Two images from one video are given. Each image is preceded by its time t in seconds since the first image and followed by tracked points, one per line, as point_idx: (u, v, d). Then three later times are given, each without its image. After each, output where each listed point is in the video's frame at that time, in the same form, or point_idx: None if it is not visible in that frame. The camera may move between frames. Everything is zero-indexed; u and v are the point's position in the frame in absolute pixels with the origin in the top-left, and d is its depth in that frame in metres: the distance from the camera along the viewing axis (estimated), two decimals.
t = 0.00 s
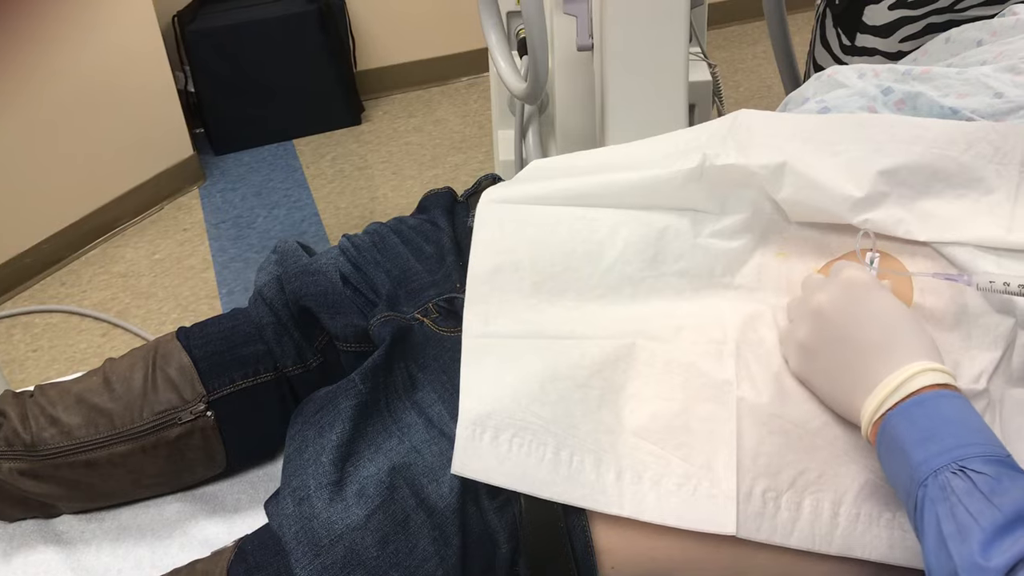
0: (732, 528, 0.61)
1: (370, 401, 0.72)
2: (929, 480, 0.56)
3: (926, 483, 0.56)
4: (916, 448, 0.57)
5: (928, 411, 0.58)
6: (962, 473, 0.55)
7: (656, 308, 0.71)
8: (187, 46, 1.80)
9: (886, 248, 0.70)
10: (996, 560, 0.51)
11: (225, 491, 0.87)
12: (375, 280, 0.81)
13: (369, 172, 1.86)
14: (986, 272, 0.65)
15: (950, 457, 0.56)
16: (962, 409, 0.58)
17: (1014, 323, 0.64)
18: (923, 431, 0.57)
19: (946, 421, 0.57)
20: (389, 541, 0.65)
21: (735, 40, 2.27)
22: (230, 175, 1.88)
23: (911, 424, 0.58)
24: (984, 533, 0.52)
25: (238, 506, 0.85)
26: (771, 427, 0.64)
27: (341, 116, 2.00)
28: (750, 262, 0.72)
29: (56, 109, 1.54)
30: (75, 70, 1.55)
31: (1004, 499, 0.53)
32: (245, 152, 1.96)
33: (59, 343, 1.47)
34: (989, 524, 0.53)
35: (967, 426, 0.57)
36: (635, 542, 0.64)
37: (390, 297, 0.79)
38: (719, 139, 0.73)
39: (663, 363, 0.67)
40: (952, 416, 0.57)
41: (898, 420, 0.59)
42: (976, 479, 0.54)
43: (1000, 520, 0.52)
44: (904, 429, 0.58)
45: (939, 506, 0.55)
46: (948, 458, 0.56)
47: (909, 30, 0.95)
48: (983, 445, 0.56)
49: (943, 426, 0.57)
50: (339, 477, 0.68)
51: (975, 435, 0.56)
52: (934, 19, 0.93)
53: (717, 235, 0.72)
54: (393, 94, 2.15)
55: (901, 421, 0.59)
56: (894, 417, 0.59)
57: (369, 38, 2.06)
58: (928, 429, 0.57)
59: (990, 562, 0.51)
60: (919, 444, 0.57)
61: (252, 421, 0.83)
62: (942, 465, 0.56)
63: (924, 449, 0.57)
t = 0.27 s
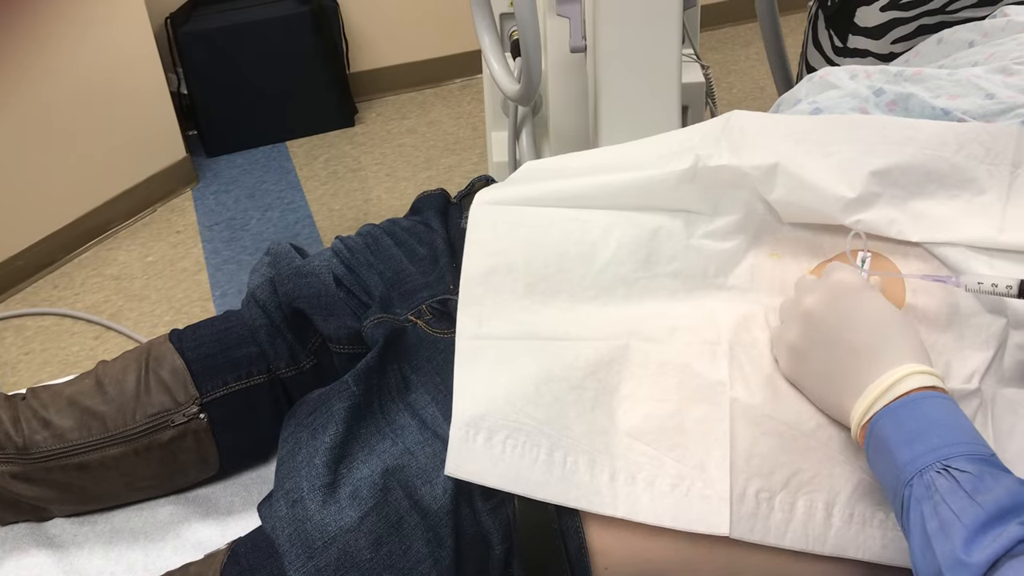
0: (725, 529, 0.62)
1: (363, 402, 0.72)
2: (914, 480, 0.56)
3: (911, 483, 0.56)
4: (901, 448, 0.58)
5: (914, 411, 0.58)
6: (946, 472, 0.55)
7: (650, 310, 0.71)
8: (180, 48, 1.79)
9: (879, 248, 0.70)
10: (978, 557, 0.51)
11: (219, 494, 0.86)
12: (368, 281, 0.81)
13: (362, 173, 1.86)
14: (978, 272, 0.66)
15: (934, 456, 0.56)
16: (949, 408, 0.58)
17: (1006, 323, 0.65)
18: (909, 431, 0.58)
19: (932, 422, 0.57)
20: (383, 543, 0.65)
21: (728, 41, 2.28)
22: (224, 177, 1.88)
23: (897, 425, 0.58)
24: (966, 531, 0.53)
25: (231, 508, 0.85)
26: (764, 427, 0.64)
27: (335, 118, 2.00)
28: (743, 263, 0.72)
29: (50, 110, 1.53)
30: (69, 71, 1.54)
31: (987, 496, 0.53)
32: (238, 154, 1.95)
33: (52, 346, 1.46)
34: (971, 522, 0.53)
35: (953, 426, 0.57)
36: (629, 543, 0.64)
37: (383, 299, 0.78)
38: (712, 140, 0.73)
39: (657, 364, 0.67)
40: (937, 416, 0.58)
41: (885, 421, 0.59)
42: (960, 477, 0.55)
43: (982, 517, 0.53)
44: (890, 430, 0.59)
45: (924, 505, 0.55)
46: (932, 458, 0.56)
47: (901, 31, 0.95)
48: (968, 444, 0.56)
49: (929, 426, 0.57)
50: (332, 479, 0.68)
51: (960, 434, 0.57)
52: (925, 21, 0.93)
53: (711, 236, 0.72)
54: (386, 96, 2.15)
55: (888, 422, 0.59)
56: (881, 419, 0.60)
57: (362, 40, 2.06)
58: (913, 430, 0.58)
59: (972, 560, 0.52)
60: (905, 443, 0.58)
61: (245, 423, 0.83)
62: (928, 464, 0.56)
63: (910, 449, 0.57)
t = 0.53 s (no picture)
0: (718, 528, 0.62)
1: (356, 404, 0.71)
2: (903, 481, 0.57)
3: (901, 483, 0.57)
4: (891, 449, 0.58)
5: (904, 412, 0.59)
6: (934, 472, 0.55)
7: (643, 310, 0.71)
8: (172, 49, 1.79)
9: (870, 248, 0.70)
10: (966, 556, 0.52)
11: (211, 496, 0.86)
12: (360, 282, 0.80)
13: (355, 174, 1.86)
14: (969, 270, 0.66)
15: (923, 456, 0.56)
16: (938, 408, 0.58)
17: (997, 322, 0.65)
18: (898, 431, 0.58)
19: (922, 423, 0.58)
20: (376, 544, 0.65)
21: (720, 42, 2.28)
22: (216, 178, 1.87)
23: (887, 426, 0.59)
24: (954, 531, 0.53)
25: (224, 510, 0.85)
26: (757, 426, 0.64)
27: (328, 119, 2.00)
28: (735, 263, 0.72)
29: (46, 112, 1.53)
30: (66, 73, 1.54)
31: (975, 496, 0.53)
32: (231, 155, 1.95)
33: (44, 348, 1.45)
34: (959, 521, 0.53)
35: (942, 425, 0.57)
36: (623, 544, 0.64)
37: (375, 299, 0.78)
38: (704, 140, 0.73)
39: (649, 364, 0.67)
40: (926, 416, 0.58)
41: (875, 422, 0.59)
42: (948, 477, 0.55)
43: (970, 517, 0.53)
44: (879, 430, 0.59)
45: (913, 506, 0.55)
46: (921, 457, 0.56)
47: (893, 31, 0.95)
48: (957, 444, 0.56)
49: (918, 426, 0.57)
50: (325, 480, 0.68)
51: (949, 433, 0.57)
52: (916, 21, 0.93)
53: (703, 236, 0.72)
54: (379, 96, 2.15)
55: (877, 423, 0.59)
56: (871, 419, 0.60)
57: (355, 40, 2.05)
58: (902, 430, 0.58)
59: (959, 559, 0.52)
60: (895, 444, 0.58)
61: (237, 424, 0.83)
62: (918, 464, 0.56)
63: (899, 450, 0.57)
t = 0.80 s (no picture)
0: (714, 527, 0.62)
1: (351, 404, 0.71)
2: (897, 480, 0.57)
3: (895, 482, 0.57)
4: (885, 448, 0.58)
5: (898, 412, 0.59)
6: (928, 471, 0.56)
7: (639, 308, 0.71)
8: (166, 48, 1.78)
9: (865, 247, 0.70)
10: (957, 555, 0.52)
11: (206, 496, 0.86)
12: (355, 282, 0.80)
13: (350, 174, 1.85)
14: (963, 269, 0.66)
15: (916, 455, 0.56)
16: (932, 408, 0.58)
17: (992, 320, 0.65)
18: (892, 431, 0.58)
19: (916, 422, 0.58)
20: (371, 544, 0.65)
21: (715, 40, 2.28)
22: (211, 178, 1.87)
23: (881, 426, 0.59)
24: (946, 529, 0.53)
25: (219, 510, 0.84)
26: (753, 425, 0.64)
27: (322, 118, 1.99)
28: (730, 261, 0.72)
29: (37, 109, 1.52)
30: (57, 70, 1.53)
31: (967, 495, 0.54)
32: (226, 155, 1.94)
33: (39, 349, 1.45)
34: (951, 520, 0.53)
35: (935, 425, 0.57)
36: (618, 543, 0.64)
37: (370, 299, 0.78)
38: (699, 139, 0.73)
39: (645, 362, 0.67)
40: (920, 416, 0.58)
41: (869, 421, 0.60)
42: (941, 476, 0.55)
43: (962, 516, 0.53)
44: (874, 430, 0.59)
45: (906, 505, 0.55)
46: (915, 457, 0.56)
47: (887, 30, 0.95)
48: (950, 443, 0.56)
49: (911, 425, 0.57)
50: (320, 481, 0.68)
51: (942, 433, 0.57)
52: (911, 19, 0.93)
53: (698, 235, 0.72)
54: (374, 96, 2.14)
55: (872, 422, 0.59)
56: (865, 419, 0.60)
57: (349, 40, 2.05)
58: (896, 430, 0.58)
59: (952, 558, 0.52)
60: (889, 443, 0.58)
61: (232, 425, 0.82)
62: (911, 464, 0.56)
63: (893, 449, 0.57)
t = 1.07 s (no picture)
0: (712, 526, 0.61)
1: (349, 403, 0.71)
2: (895, 479, 0.56)
3: (893, 481, 0.57)
4: (883, 448, 0.58)
5: (896, 411, 0.59)
6: (926, 471, 0.55)
7: (637, 307, 0.70)
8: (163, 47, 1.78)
9: (864, 245, 0.70)
10: (955, 555, 0.52)
11: (204, 496, 0.86)
12: (353, 281, 0.80)
13: (348, 173, 1.85)
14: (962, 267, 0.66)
15: (914, 455, 0.56)
16: (930, 408, 0.58)
17: (990, 319, 0.65)
18: (890, 431, 0.58)
19: (914, 421, 0.57)
20: (369, 544, 0.65)
21: (713, 39, 2.28)
22: (209, 177, 1.86)
23: (879, 425, 0.59)
24: (944, 529, 0.53)
25: (217, 510, 0.84)
26: (751, 424, 0.64)
27: (320, 117, 1.99)
28: (729, 260, 0.72)
29: (32, 106, 1.51)
30: (52, 67, 1.53)
31: (965, 494, 0.53)
32: (223, 153, 1.94)
33: (37, 348, 1.45)
34: (949, 520, 0.53)
35: (933, 424, 0.57)
36: (617, 542, 0.64)
37: (368, 298, 0.78)
38: (697, 137, 0.73)
39: (643, 362, 0.67)
40: (918, 415, 0.58)
41: (867, 421, 0.59)
42: (939, 476, 0.55)
43: (960, 515, 0.53)
44: (872, 430, 0.59)
45: (905, 504, 0.55)
46: (913, 457, 0.56)
47: (886, 28, 0.95)
48: (948, 442, 0.56)
49: (909, 425, 0.57)
50: (318, 481, 0.67)
51: (940, 432, 0.57)
52: (909, 17, 0.93)
53: (696, 234, 0.72)
54: (371, 94, 2.14)
55: (870, 422, 0.59)
56: (863, 419, 0.60)
57: (347, 38, 2.04)
58: (894, 429, 0.58)
59: (950, 558, 0.52)
60: (887, 443, 0.58)
61: (230, 425, 0.82)
62: (909, 463, 0.56)
63: (891, 448, 0.57)
